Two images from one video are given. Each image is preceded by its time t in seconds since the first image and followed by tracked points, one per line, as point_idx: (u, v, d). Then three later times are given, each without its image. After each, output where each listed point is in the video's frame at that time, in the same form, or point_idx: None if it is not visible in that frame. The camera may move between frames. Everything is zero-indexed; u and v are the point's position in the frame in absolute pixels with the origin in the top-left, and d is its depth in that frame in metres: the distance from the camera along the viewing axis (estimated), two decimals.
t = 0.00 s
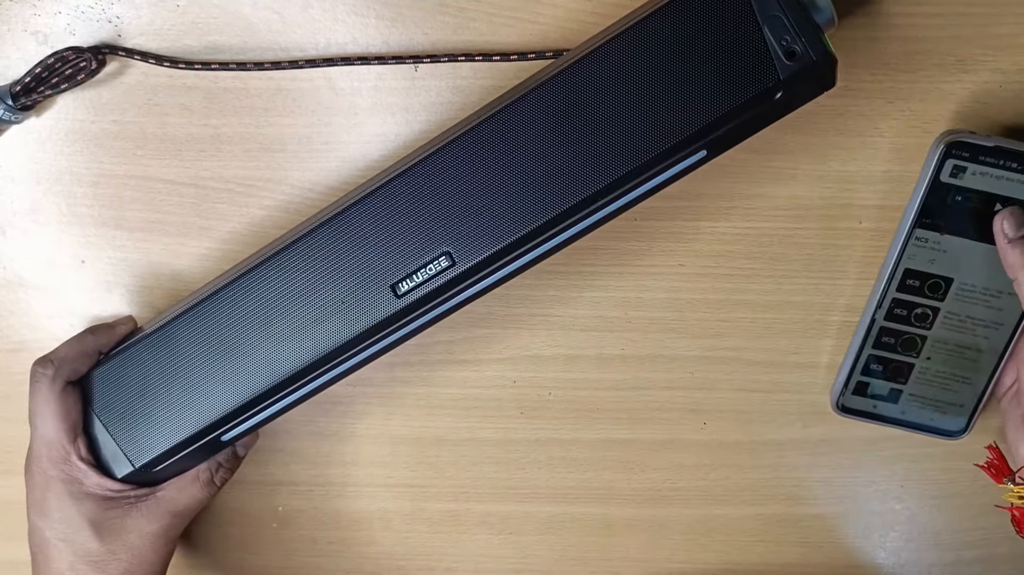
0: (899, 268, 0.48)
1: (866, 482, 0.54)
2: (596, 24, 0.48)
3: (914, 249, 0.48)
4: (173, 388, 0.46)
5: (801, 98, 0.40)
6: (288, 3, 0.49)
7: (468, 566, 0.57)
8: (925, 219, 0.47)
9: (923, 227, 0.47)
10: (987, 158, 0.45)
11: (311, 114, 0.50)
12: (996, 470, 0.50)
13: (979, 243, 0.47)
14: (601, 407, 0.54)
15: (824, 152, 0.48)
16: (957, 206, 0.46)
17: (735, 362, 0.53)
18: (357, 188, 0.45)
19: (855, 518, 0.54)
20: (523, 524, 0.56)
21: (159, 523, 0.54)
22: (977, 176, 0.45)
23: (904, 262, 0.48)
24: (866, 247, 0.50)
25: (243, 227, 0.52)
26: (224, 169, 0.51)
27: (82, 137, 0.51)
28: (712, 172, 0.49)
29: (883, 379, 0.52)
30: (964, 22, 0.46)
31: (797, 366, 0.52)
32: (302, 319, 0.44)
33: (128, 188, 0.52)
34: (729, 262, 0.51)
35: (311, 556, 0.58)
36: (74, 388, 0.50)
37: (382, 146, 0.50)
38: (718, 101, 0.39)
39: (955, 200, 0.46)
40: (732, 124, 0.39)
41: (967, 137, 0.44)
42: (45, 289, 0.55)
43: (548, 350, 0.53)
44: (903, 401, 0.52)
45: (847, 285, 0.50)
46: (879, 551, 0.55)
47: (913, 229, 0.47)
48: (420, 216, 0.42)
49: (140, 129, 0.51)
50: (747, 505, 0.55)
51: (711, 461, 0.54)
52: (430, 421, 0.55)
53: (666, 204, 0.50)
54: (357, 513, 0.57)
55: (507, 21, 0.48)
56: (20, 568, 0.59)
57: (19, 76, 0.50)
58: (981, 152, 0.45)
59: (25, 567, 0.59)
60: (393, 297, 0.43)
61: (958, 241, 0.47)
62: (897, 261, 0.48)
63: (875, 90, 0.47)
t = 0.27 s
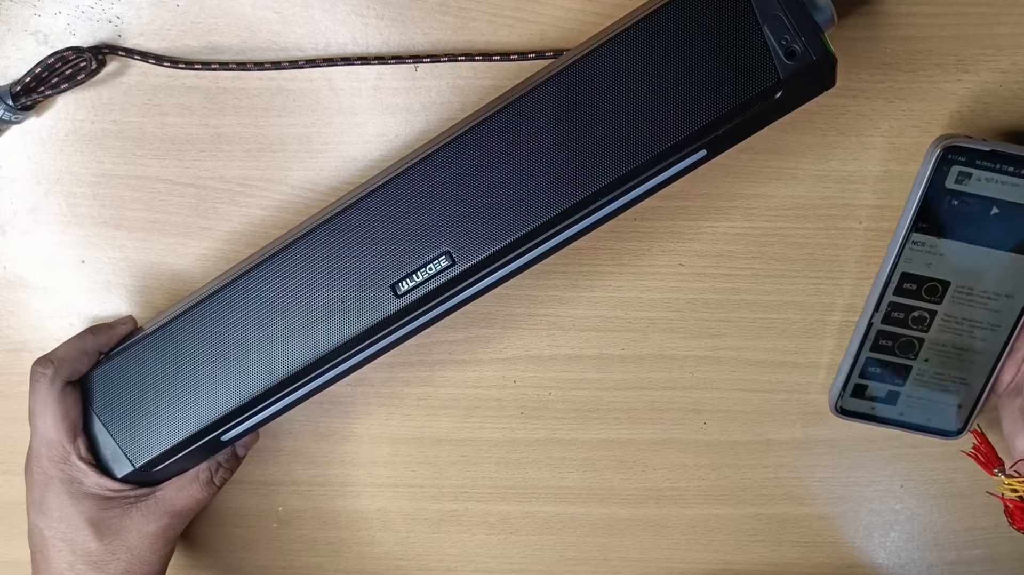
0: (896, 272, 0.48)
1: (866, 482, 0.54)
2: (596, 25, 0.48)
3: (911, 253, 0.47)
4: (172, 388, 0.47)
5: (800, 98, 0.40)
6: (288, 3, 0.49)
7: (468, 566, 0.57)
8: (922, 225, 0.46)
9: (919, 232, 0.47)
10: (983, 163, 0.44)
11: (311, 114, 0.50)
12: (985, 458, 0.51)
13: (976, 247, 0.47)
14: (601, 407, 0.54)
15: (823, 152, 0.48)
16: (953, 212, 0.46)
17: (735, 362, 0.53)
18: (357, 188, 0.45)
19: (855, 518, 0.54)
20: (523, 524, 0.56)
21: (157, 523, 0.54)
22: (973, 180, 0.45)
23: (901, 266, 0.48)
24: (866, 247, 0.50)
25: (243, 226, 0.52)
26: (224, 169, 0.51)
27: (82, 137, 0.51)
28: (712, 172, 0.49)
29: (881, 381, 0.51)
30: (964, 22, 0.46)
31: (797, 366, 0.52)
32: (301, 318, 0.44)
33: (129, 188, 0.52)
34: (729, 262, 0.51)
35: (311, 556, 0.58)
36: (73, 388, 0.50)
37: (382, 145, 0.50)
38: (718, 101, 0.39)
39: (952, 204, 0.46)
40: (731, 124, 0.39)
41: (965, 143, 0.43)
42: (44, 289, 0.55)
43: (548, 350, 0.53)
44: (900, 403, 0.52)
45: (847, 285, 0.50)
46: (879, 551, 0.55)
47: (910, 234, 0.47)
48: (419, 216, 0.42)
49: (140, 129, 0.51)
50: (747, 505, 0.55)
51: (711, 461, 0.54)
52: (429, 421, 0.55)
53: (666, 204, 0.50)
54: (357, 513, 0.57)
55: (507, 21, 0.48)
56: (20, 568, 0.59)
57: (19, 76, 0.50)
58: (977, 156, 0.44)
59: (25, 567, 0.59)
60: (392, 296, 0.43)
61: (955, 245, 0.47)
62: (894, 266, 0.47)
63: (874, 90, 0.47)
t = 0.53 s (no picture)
0: (896, 274, 0.48)
1: (867, 482, 0.54)
2: (596, 25, 0.48)
3: (912, 255, 0.48)
4: (172, 388, 0.47)
5: (800, 98, 0.40)
6: (288, 3, 0.49)
7: (468, 566, 0.57)
8: (923, 227, 0.47)
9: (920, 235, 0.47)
10: (983, 165, 0.45)
11: (311, 114, 0.50)
12: (994, 464, 0.50)
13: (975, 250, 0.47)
14: (601, 406, 0.54)
15: (823, 152, 0.48)
16: (954, 213, 0.46)
17: (735, 362, 0.53)
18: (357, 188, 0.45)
19: (855, 518, 0.54)
20: (523, 524, 0.56)
21: (157, 523, 0.54)
22: (973, 182, 0.46)
23: (902, 268, 0.48)
24: (865, 246, 0.50)
25: (244, 226, 0.52)
26: (224, 169, 0.51)
27: (82, 137, 0.51)
28: (712, 172, 0.49)
29: (880, 383, 0.52)
30: (963, 22, 0.46)
31: (797, 366, 0.52)
32: (301, 318, 0.44)
33: (129, 188, 0.52)
34: (728, 262, 0.51)
35: (311, 556, 0.58)
36: (74, 388, 0.50)
37: (382, 146, 0.50)
38: (718, 101, 0.39)
39: (953, 206, 0.46)
40: (731, 124, 0.39)
41: (965, 145, 0.44)
42: (44, 289, 0.55)
43: (547, 349, 0.53)
44: (900, 405, 0.52)
45: (846, 285, 0.50)
46: (879, 551, 0.55)
47: (911, 236, 0.47)
48: (419, 216, 0.42)
49: (140, 130, 0.51)
50: (747, 505, 0.55)
51: (711, 461, 0.54)
52: (429, 421, 0.55)
53: (666, 204, 0.50)
54: (357, 513, 0.57)
55: (507, 21, 0.48)
56: (20, 568, 0.59)
57: (19, 76, 0.50)
58: (977, 158, 0.45)
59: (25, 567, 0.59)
60: (392, 296, 0.43)
61: (955, 246, 0.47)
62: (895, 268, 0.48)
63: (874, 90, 0.47)
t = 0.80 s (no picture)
0: (898, 274, 0.48)
1: (867, 481, 0.54)
2: (596, 25, 0.48)
3: (914, 255, 0.48)
4: (172, 387, 0.46)
5: (800, 97, 0.40)
6: (288, 3, 0.49)
7: (468, 566, 0.57)
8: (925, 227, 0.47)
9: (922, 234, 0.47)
10: (986, 164, 0.45)
11: (311, 114, 0.50)
12: (989, 464, 0.50)
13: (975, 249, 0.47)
14: (601, 406, 0.54)
15: (823, 152, 0.48)
16: (956, 212, 0.46)
17: (735, 362, 0.53)
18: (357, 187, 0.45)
19: (855, 518, 0.54)
20: (524, 524, 0.56)
21: (156, 523, 0.54)
22: (975, 182, 0.46)
23: (904, 268, 0.48)
24: (865, 246, 0.50)
25: (244, 226, 0.52)
26: (225, 169, 0.51)
27: (82, 137, 0.51)
28: (712, 171, 0.49)
29: (881, 383, 0.52)
30: (963, 22, 0.46)
31: (797, 366, 0.52)
32: (301, 317, 0.44)
33: (129, 188, 0.52)
34: (728, 262, 0.51)
35: (311, 556, 0.58)
36: (74, 387, 0.50)
37: (382, 145, 0.50)
38: (717, 100, 0.39)
39: (955, 204, 0.46)
40: (731, 123, 0.39)
41: (969, 145, 0.44)
42: (45, 289, 0.55)
43: (548, 349, 0.53)
44: (901, 405, 0.52)
45: (846, 285, 0.50)
46: (879, 551, 0.55)
47: (913, 236, 0.47)
48: (419, 215, 0.42)
49: (140, 130, 0.51)
50: (748, 505, 0.55)
51: (711, 461, 0.54)
52: (429, 421, 0.55)
53: (666, 203, 0.50)
54: (357, 513, 0.57)
55: (507, 21, 0.48)
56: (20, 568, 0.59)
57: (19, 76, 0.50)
58: (980, 158, 0.45)
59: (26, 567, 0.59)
60: (392, 295, 0.43)
61: (957, 245, 0.47)
62: (897, 268, 0.48)
63: (874, 90, 0.47)
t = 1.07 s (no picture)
0: (895, 274, 0.48)
1: (867, 481, 0.54)
2: (596, 25, 0.48)
3: (912, 254, 0.48)
4: (172, 388, 0.46)
5: (801, 98, 0.40)
6: (288, 3, 0.49)
7: (468, 566, 0.57)
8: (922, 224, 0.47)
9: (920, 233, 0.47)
10: (982, 163, 0.45)
11: (311, 115, 0.50)
12: (991, 467, 0.49)
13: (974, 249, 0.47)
14: (601, 406, 0.54)
15: (823, 152, 0.48)
16: (953, 211, 0.47)
17: (735, 362, 0.53)
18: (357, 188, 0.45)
19: (855, 518, 0.54)
20: (523, 524, 0.56)
21: (156, 523, 0.54)
22: (972, 181, 0.46)
23: (903, 268, 0.48)
24: (865, 246, 0.50)
25: (244, 226, 0.52)
26: (225, 169, 0.51)
27: (82, 137, 0.51)
28: (712, 172, 0.49)
29: (881, 383, 0.52)
30: (963, 22, 0.46)
31: (797, 366, 0.52)
32: (301, 318, 0.44)
33: (129, 188, 0.52)
34: (728, 262, 0.51)
35: (311, 556, 0.58)
36: (74, 388, 0.50)
37: (382, 146, 0.50)
38: (718, 102, 0.39)
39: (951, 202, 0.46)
40: (732, 124, 0.39)
41: (965, 144, 0.44)
42: (45, 289, 0.55)
43: (547, 349, 0.53)
44: (901, 406, 0.52)
45: (846, 285, 0.50)
46: (879, 551, 0.55)
47: (910, 235, 0.47)
48: (419, 216, 0.42)
49: (140, 130, 0.51)
50: (748, 505, 0.55)
51: (711, 461, 0.54)
52: (429, 421, 0.55)
53: (666, 204, 0.50)
54: (357, 513, 0.57)
55: (507, 21, 0.48)
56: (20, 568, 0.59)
57: (19, 76, 0.50)
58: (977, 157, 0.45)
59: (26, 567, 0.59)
60: (392, 296, 0.43)
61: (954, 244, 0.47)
62: (894, 268, 0.48)
63: (874, 90, 0.47)
